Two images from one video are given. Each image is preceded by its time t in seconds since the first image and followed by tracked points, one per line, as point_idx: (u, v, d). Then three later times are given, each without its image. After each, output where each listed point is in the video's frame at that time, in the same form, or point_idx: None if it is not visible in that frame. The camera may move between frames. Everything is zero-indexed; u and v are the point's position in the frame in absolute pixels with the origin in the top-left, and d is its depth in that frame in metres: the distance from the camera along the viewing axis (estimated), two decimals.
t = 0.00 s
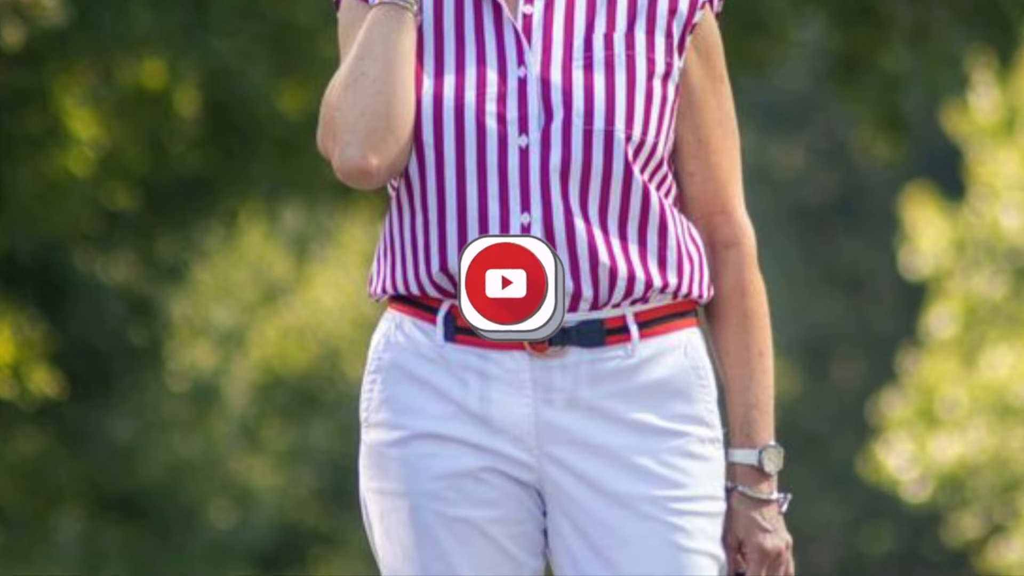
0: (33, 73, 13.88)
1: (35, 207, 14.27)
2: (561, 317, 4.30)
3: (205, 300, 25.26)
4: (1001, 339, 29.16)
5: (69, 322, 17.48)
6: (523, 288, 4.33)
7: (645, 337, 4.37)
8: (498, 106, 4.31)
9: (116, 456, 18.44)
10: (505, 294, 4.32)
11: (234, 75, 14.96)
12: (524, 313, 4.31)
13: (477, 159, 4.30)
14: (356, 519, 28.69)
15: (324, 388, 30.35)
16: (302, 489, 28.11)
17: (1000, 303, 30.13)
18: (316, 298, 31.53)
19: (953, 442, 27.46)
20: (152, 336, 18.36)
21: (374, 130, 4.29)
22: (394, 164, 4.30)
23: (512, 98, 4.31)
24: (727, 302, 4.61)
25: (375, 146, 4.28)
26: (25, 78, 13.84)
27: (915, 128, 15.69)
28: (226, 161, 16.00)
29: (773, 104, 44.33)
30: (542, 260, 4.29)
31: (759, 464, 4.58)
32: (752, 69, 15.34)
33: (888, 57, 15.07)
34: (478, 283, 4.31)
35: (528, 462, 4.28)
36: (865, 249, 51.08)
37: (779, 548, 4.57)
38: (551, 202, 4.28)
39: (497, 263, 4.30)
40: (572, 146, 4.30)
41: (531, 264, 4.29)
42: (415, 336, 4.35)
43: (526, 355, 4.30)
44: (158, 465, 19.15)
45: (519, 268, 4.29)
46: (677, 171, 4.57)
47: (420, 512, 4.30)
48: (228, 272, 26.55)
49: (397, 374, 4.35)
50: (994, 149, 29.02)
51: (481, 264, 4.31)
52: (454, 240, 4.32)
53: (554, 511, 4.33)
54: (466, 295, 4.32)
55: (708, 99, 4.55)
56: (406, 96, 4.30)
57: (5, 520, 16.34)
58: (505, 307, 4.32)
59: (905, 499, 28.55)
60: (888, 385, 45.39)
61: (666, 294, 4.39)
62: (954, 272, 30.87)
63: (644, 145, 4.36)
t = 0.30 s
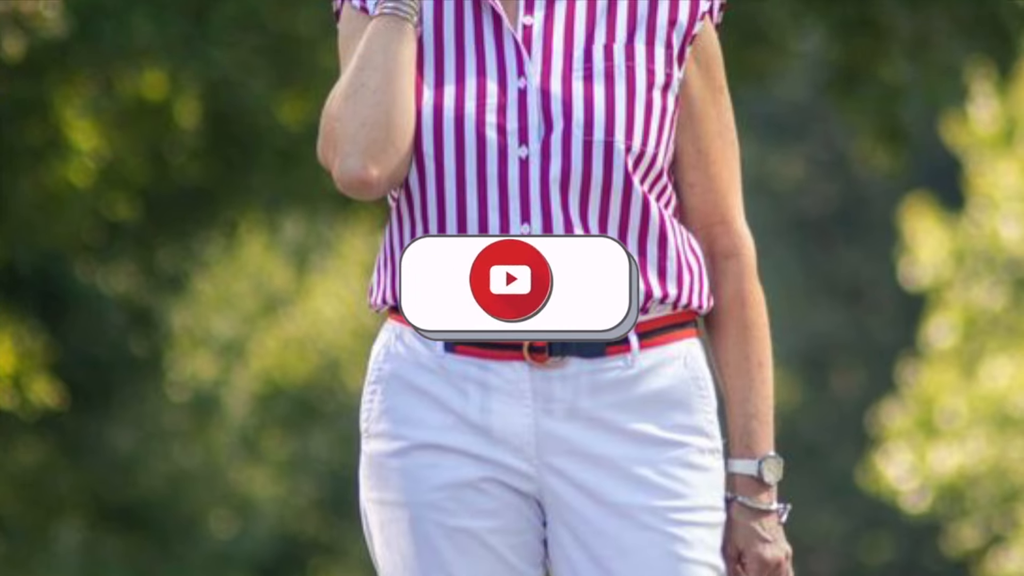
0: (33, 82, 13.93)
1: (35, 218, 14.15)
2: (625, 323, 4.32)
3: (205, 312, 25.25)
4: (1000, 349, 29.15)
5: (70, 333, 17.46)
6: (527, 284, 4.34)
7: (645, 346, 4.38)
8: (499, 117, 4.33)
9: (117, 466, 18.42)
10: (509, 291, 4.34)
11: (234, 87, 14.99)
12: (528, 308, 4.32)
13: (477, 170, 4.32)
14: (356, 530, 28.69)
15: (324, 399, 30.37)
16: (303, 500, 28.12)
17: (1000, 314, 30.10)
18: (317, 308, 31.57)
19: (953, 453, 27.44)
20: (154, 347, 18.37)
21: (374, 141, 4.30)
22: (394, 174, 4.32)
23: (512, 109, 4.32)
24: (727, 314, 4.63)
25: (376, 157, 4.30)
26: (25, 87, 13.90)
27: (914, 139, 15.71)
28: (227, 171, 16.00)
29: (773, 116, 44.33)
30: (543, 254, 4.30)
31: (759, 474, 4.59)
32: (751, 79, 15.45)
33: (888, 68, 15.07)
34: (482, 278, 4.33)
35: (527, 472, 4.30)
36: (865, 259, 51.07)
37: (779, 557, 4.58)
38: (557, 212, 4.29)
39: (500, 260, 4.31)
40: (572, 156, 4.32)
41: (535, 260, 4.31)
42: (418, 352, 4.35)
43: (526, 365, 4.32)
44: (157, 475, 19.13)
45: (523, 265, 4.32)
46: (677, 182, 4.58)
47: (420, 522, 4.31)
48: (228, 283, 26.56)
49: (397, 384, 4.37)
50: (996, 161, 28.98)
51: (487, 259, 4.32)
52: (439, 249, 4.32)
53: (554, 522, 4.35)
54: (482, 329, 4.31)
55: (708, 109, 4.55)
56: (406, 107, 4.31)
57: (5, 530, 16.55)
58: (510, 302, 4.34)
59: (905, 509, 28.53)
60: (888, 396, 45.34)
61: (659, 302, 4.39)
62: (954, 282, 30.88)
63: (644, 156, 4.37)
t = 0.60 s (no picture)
0: (32, 95, 13.98)
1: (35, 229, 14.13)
2: (667, 326, 4.39)
3: (206, 323, 25.27)
4: (999, 360, 29.14)
5: (70, 343, 17.42)
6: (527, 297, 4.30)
7: (644, 357, 4.40)
8: (498, 127, 4.34)
9: (117, 478, 18.39)
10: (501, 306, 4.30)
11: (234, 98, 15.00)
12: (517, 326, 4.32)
13: (477, 180, 4.34)
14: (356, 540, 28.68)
15: (324, 409, 30.38)
16: (303, 510, 28.10)
17: (999, 324, 30.06)
18: (316, 318, 31.60)
19: (952, 463, 27.41)
20: (155, 357, 18.27)
21: (373, 152, 4.32)
22: (394, 185, 4.34)
23: (512, 119, 4.34)
24: (726, 324, 4.65)
25: (376, 168, 4.32)
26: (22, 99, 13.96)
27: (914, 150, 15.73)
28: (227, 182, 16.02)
29: (772, 127, 44.32)
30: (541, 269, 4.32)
31: (759, 484, 4.61)
32: (751, 89, 15.41)
33: (887, 79, 15.12)
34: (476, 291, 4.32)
35: (527, 483, 4.31)
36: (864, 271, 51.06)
37: (778, 568, 4.60)
38: (558, 224, 4.32)
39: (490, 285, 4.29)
40: (570, 166, 4.34)
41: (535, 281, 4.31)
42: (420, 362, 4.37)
43: (526, 375, 4.34)
44: (158, 486, 19.13)
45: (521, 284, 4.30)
46: (677, 194, 4.60)
47: (420, 533, 4.34)
48: (227, 293, 26.55)
49: (398, 396, 4.38)
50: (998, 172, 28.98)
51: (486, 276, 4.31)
52: (438, 250, 4.35)
53: (553, 532, 4.36)
54: (483, 327, 4.35)
55: (707, 120, 4.57)
56: (406, 118, 4.33)
57: (5, 539, 16.56)
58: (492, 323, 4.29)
59: (904, 521, 28.50)
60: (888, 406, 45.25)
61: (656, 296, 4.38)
62: (953, 293, 30.88)
63: (643, 166, 4.39)
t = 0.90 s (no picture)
0: (32, 105, 13.85)
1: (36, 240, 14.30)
2: (688, 323, 4.48)
3: (206, 333, 25.23)
4: (998, 370, 29.08)
5: (71, 353, 17.33)
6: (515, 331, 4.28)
7: (645, 367, 4.42)
8: (498, 138, 4.36)
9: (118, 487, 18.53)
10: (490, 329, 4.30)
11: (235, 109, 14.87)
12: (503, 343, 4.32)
13: (478, 191, 4.35)
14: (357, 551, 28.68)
15: (325, 420, 30.38)
16: (303, 520, 28.09)
17: (999, 334, 30.00)
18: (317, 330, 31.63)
19: (951, 474, 27.33)
20: (155, 368, 18.29)
21: (374, 162, 4.34)
22: (395, 196, 4.36)
23: (513, 130, 4.36)
24: (726, 333, 4.66)
25: (376, 178, 4.34)
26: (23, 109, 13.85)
27: (914, 160, 15.76)
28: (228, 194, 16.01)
29: (772, 138, 44.31)
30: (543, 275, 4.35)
31: (758, 494, 4.63)
32: (750, 99, 15.40)
33: (886, 90, 15.20)
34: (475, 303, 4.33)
35: (527, 493, 4.33)
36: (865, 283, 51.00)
37: None
38: (558, 232, 4.35)
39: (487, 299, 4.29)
40: (570, 177, 4.36)
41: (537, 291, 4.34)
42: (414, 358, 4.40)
43: (526, 386, 4.36)
44: (158, 496, 19.14)
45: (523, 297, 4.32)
46: (676, 204, 4.61)
47: (419, 543, 4.36)
48: (227, 305, 26.53)
49: (398, 406, 4.40)
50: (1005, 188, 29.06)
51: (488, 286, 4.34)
52: (438, 250, 4.38)
53: (553, 542, 4.39)
54: (485, 327, 4.38)
55: (707, 131, 4.58)
56: (407, 129, 4.35)
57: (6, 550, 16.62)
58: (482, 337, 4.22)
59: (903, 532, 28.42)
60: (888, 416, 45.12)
61: (655, 295, 4.44)
62: (953, 304, 30.82)
63: (643, 177, 4.41)
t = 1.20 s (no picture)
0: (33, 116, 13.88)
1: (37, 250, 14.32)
2: (687, 324, 4.47)
3: (207, 343, 25.22)
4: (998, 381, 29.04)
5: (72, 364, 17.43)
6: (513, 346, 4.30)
7: (644, 378, 4.44)
8: (498, 149, 4.37)
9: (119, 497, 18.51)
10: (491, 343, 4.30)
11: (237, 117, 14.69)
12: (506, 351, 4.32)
13: (478, 202, 4.37)
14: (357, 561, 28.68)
15: (325, 430, 30.38)
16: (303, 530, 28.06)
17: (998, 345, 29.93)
18: (317, 340, 31.63)
19: (951, 484, 27.30)
20: (155, 378, 18.28)
21: (374, 173, 4.36)
22: (395, 207, 4.38)
23: (512, 141, 4.37)
24: (727, 344, 4.68)
25: (376, 189, 4.36)
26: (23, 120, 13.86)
27: (914, 171, 15.83)
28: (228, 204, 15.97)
29: (772, 149, 44.33)
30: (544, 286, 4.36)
31: (758, 505, 4.65)
32: (751, 111, 15.30)
33: (886, 101, 15.32)
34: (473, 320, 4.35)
35: (527, 503, 4.37)
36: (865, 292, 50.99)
37: None
38: (563, 232, 4.36)
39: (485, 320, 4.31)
40: (571, 188, 4.37)
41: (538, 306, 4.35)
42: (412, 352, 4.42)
43: (525, 397, 4.39)
44: (159, 506, 19.13)
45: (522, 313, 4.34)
46: (677, 215, 4.63)
47: (420, 553, 4.39)
48: (228, 316, 26.53)
49: (398, 417, 4.43)
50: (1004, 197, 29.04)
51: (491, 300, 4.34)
52: (439, 250, 4.38)
53: (554, 553, 4.43)
54: (478, 327, 4.38)
55: (707, 142, 4.59)
56: (406, 139, 4.37)
57: (7, 559, 16.63)
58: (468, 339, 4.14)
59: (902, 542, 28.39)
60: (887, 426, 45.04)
61: (656, 296, 4.43)
62: (953, 314, 30.82)
63: (643, 188, 4.42)
